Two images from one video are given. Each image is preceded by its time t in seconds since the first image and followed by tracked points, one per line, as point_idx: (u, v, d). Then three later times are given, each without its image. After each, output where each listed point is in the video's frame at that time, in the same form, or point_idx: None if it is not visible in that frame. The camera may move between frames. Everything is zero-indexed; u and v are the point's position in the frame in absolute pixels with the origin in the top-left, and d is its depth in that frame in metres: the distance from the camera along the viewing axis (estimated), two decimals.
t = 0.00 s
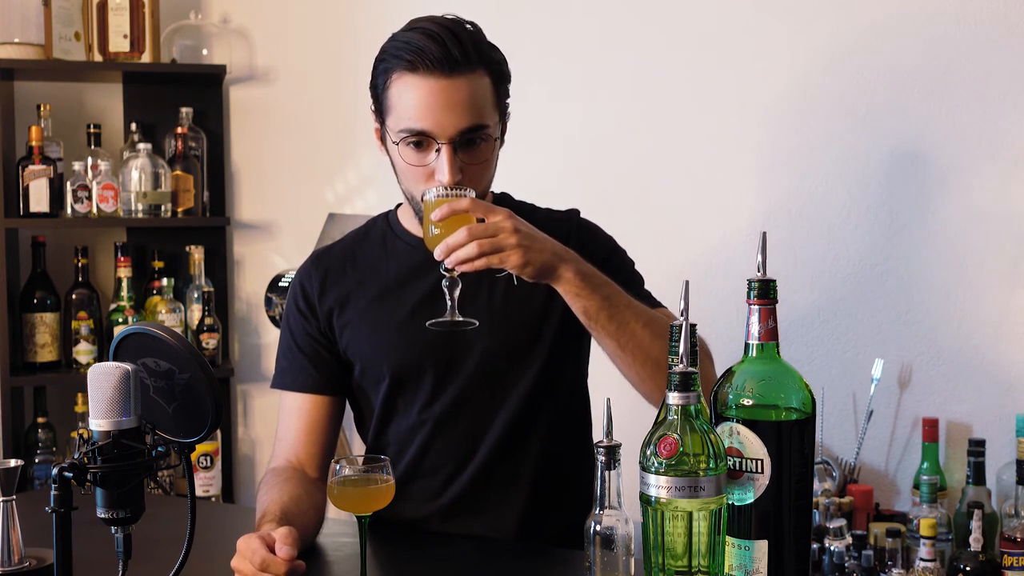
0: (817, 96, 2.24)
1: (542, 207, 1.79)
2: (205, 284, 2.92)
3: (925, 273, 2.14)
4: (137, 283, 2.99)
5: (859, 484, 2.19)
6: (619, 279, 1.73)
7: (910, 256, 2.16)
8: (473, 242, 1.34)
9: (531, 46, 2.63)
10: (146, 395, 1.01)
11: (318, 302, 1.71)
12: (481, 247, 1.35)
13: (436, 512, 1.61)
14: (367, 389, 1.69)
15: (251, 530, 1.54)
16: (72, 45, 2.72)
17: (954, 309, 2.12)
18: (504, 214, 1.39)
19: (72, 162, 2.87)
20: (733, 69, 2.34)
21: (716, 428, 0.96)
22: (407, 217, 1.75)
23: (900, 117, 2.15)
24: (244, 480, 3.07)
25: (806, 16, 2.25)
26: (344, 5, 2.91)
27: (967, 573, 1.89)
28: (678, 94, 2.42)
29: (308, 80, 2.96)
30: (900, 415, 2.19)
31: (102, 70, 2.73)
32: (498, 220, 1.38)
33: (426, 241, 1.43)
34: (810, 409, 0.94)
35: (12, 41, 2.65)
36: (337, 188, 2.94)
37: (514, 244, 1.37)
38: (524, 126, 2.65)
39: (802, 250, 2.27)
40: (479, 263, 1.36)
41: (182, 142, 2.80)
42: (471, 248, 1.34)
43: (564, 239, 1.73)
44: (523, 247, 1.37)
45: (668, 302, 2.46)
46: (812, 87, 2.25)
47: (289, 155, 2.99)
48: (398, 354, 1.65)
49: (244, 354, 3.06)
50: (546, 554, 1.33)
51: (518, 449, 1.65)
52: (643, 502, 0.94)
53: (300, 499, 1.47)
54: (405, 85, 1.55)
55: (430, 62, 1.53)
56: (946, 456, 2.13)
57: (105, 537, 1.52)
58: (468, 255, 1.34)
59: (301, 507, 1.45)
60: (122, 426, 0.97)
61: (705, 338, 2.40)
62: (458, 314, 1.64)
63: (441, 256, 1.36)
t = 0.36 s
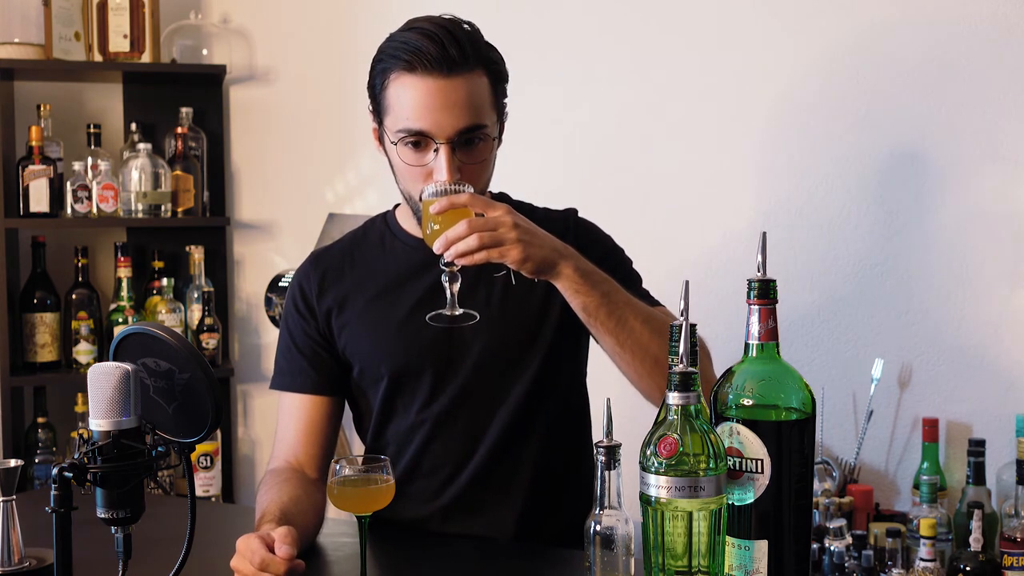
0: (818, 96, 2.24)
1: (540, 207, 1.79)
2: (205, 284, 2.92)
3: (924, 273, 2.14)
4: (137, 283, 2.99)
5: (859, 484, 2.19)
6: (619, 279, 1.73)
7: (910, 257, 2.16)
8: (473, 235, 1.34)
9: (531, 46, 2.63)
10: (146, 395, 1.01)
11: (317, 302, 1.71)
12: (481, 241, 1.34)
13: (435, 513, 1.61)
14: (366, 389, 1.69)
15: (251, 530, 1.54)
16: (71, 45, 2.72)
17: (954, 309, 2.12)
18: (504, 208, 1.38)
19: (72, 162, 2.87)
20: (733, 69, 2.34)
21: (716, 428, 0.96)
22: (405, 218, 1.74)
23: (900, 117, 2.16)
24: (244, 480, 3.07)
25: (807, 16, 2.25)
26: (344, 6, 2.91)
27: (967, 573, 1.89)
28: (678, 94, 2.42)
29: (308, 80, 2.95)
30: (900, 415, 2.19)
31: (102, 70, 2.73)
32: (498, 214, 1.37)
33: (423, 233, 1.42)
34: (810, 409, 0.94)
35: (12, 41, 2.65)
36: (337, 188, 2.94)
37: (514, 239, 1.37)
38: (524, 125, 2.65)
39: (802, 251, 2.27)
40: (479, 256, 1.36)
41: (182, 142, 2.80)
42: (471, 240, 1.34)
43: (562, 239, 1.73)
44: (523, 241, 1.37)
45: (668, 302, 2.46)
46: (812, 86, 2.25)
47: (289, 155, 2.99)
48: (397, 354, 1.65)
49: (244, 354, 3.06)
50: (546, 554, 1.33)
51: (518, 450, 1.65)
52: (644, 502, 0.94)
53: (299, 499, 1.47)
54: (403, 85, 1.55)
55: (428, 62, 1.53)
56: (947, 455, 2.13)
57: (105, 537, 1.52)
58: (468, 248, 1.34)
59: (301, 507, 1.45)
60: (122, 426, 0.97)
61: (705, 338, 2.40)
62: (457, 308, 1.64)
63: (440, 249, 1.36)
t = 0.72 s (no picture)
0: (819, 96, 2.24)
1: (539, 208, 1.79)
2: (205, 284, 2.92)
3: (925, 273, 2.14)
4: (137, 283, 2.99)
5: (859, 484, 2.19)
6: (619, 279, 1.73)
7: (911, 256, 2.16)
8: (470, 242, 1.33)
9: (531, 46, 2.63)
10: (146, 395, 1.01)
11: (315, 303, 1.71)
12: (480, 248, 1.34)
13: (435, 513, 1.61)
14: (365, 390, 1.69)
15: (250, 530, 1.54)
16: (71, 45, 2.72)
17: (955, 309, 2.12)
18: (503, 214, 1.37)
19: (72, 162, 2.87)
20: (733, 69, 2.34)
21: (716, 428, 0.96)
22: (403, 218, 1.74)
23: (899, 117, 2.16)
24: (244, 480, 3.07)
25: (807, 16, 2.25)
26: (344, 5, 2.91)
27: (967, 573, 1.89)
28: (678, 95, 2.42)
29: (308, 80, 2.96)
30: (900, 415, 2.19)
31: (102, 70, 2.73)
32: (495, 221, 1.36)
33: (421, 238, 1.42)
34: (810, 409, 0.94)
35: (12, 41, 2.65)
36: (337, 188, 2.94)
37: (512, 245, 1.36)
38: (525, 126, 2.65)
39: (803, 251, 2.27)
40: (477, 263, 1.35)
41: (182, 142, 2.80)
42: (467, 247, 1.33)
43: (560, 240, 1.73)
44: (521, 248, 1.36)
45: (668, 302, 2.46)
46: (812, 86, 2.25)
47: (289, 155, 2.99)
48: (396, 354, 1.65)
49: (244, 354, 3.06)
50: (546, 554, 1.33)
51: (517, 450, 1.65)
52: (643, 502, 0.94)
53: (299, 499, 1.47)
54: (401, 85, 1.54)
55: (425, 61, 1.53)
56: (946, 455, 2.13)
57: (105, 537, 1.52)
58: (466, 255, 1.33)
59: (300, 506, 1.45)
60: (122, 425, 0.97)
61: (705, 338, 2.40)
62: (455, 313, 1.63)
63: (438, 255, 1.35)
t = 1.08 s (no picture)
0: (819, 96, 2.24)
1: (538, 207, 1.79)
2: (205, 284, 2.92)
3: (926, 274, 2.14)
4: (137, 283, 2.99)
5: (859, 484, 2.19)
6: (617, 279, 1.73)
7: (911, 257, 2.16)
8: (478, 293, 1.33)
9: (531, 46, 2.63)
10: (146, 395, 1.01)
11: (312, 304, 1.70)
12: (485, 295, 1.33)
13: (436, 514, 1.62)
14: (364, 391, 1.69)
15: (249, 530, 1.54)
16: (72, 45, 2.72)
17: (955, 309, 2.12)
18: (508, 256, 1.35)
19: (72, 162, 2.86)
20: (733, 69, 2.34)
21: (716, 428, 0.96)
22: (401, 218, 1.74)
23: (900, 118, 2.16)
24: (244, 480, 3.07)
25: (807, 16, 2.25)
26: (344, 6, 2.91)
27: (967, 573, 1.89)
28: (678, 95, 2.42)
29: (308, 79, 2.96)
30: (901, 415, 2.19)
31: (102, 70, 2.73)
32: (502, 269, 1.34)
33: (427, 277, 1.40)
34: (810, 409, 0.94)
35: (12, 41, 2.65)
36: (338, 188, 2.94)
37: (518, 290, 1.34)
38: (525, 126, 2.65)
39: (802, 251, 2.27)
40: (484, 309, 1.34)
41: (182, 142, 2.80)
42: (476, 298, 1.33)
43: (559, 240, 1.73)
44: (527, 292, 1.35)
45: (668, 302, 2.46)
46: (812, 87, 2.25)
47: (289, 155, 2.99)
48: (394, 356, 1.65)
49: (244, 354, 3.06)
50: (546, 554, 1.33)
51: (517, 450, 1.65)
52: (643, 501, 0.94)
53: (298, 499, 1.48)
54: (388, 89, 1.54)
55: (411, 64, 1.52)
56: (946, 455, 2.13)
57: (105, 537, 1.52)
58: (471, 302, 1.33)
59: (300, 506, 1.46)
60: (122, 426, 0.97)
61: (705, 338, 2.40)
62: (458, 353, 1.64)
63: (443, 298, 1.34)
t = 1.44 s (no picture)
0: (818, 96, 2.24)
1: (537, 209, 1.78)
2: (205, 284, 2.92)
3: (926, 274, 2.14)
4: (137, 283, 2.99)
5: (859, 484, 2.19)
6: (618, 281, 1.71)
7: (911, 257, 2.16)
8: (505, 397, 1.33)
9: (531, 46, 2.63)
10: (146, 395, 1.01)
11: (309, 304, 1.71)
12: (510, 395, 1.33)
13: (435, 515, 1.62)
14: (361, 393, 1.69)
15: (248, 530, 1.54)
16: (72, 45, 2.72)
17: (954, 309, 2.12)
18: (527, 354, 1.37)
19: (72, 162, 2.86)
20: (733, 69, 2.34)
21: (716, 428, 0.96)
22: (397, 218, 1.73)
23: (900, 119, 2.16)
24: (244, 480, 3.07)
25: (807, 16, 2.25)
26: (344, 6, 2.91)
27: (967, 573, 1.89)
28: (678, 95, 2.42)
29: (308, 80, 2.95)
30: (901, 415, 2.19)
31: (102, 70, 2.73)
32: (524, 368, 1.35)
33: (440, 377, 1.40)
34: (810, 409, 0.94)
35: (12, 41, 2.65)
36: (337, 188, 2.94)
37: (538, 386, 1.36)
38: (526, 126, 2.65)
39: (802, 251, 2.27)
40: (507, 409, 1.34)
41: (183, 142, 2.80)
42: (501, 401, 1.33)
43: (557, 240, 1.72)
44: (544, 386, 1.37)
45: (668, 302, 2.46)
46: (813, 87, 2.25)
47: (289, 155, 2.99)
48: (390, 357, 1.65)
49: (244, 354, 3.06)
50: (546, 554, 1.33)
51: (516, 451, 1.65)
52: (643, 501, 0.94)
53: (298, 499, 1.48)
54: (367, 90, 1.53)
55: (387, 65, 1.52)
56: (946, 455, 2.13)
57: (105, 537, 1.52)
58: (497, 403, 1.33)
59: (300, 506, 1.46)
60: (122, 426, 0.97)
61: (705, 338, 2.40)
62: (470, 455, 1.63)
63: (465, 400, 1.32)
